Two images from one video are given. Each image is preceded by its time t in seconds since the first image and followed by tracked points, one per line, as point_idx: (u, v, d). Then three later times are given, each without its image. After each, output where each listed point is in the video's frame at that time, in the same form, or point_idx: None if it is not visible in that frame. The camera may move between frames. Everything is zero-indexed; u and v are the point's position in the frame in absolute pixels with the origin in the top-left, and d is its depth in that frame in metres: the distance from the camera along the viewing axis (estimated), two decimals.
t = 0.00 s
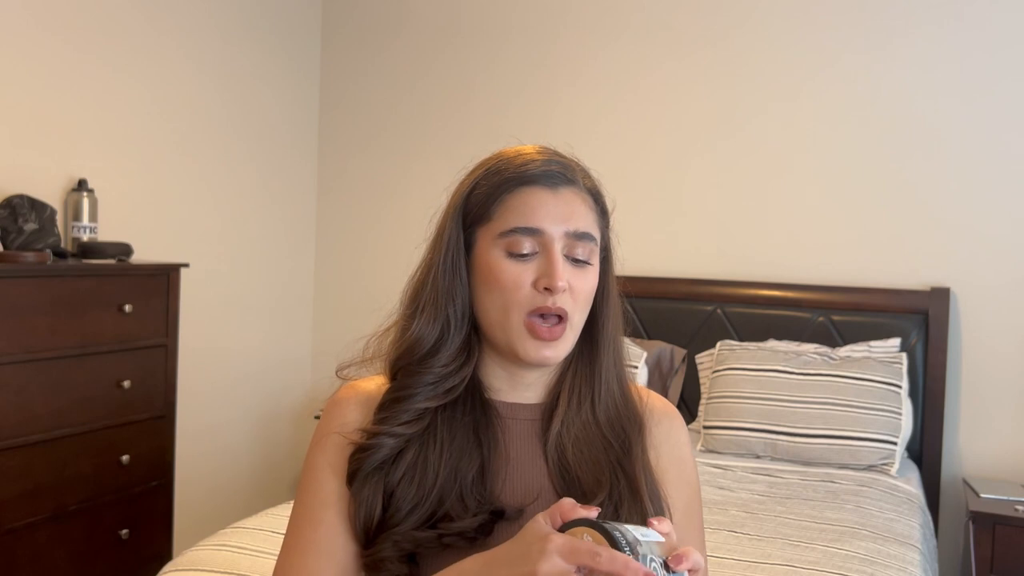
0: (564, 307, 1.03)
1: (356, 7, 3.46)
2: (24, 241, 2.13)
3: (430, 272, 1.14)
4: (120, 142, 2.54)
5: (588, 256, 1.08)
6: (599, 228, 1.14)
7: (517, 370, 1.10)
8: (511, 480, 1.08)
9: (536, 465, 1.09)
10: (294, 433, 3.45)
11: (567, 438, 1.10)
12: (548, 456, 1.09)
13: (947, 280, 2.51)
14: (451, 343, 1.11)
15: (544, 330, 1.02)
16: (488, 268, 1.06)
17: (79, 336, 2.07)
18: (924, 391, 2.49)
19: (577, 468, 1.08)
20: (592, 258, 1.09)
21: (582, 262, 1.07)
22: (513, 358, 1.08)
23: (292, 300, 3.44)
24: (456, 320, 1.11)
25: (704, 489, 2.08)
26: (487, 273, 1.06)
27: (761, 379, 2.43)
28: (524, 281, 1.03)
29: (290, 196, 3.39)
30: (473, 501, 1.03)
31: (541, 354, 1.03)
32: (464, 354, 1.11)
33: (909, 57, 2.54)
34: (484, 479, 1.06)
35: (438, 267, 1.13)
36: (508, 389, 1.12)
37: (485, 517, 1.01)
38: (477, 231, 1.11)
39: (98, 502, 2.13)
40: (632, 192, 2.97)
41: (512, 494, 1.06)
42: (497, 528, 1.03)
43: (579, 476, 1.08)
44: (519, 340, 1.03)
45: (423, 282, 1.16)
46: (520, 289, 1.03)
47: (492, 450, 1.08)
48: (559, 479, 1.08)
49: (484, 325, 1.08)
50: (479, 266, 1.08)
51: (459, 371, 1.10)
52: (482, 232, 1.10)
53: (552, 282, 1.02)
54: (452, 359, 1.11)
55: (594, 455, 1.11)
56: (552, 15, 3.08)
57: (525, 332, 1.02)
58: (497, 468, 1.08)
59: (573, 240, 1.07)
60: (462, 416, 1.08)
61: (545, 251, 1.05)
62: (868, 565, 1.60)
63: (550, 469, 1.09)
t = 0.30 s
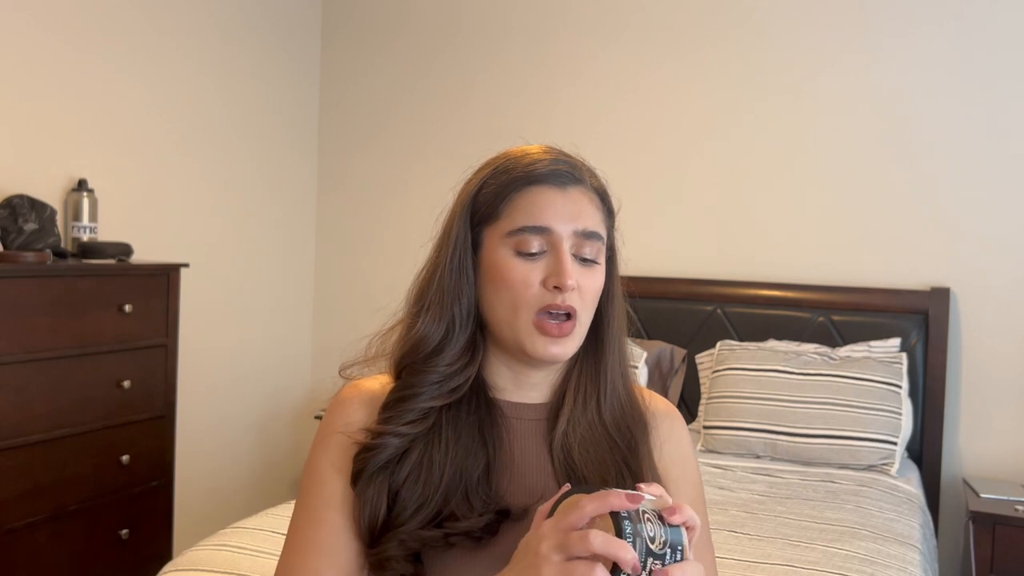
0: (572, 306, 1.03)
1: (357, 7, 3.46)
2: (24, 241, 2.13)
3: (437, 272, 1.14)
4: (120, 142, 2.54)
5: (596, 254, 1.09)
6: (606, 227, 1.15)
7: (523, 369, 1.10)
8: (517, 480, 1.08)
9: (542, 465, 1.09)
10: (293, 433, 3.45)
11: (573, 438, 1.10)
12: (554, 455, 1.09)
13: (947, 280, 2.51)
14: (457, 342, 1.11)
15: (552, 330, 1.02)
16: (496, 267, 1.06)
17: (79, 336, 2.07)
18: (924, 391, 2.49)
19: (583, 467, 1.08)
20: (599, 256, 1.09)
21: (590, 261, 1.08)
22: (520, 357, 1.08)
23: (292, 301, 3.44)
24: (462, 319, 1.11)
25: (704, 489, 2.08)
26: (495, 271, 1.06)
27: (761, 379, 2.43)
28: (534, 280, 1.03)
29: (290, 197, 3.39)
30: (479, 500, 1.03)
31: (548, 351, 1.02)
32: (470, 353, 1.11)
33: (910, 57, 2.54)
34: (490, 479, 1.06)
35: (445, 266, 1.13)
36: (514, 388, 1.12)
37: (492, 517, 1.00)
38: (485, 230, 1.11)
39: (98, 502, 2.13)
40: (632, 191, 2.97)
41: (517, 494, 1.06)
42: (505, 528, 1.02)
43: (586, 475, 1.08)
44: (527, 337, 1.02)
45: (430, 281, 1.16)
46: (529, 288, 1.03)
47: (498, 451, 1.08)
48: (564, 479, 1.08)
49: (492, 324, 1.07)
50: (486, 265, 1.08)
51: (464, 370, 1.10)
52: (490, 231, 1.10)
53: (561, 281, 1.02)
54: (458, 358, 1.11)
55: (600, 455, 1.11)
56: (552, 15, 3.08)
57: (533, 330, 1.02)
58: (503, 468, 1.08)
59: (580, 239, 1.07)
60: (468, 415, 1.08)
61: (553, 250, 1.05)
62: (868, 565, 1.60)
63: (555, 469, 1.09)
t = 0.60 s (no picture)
0: (570, 304, 1.03)
1: (356, 7, 3.46)
2: (24, 241, 2.13)
3: (436, 272, 1.15)
4: (120, 142, 2.54)
5: (593, 252, 1.09)
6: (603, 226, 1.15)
7: (524, 369, 1.10)
8: (516, 481, 1.08)
9: (542, 465, 1.10)
10: (294, 433, 3.46)
11: (574, 438, 1.10)
12: (555, 454, 1.09)
13: (947, 280, 2.51)
14: (456, 341, 1.11)
15: (551, 327, 1.02)
16: (495, 266, 1.07)
17: (79, 336, 2.06)
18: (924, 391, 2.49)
19: (584, 467, 1.08)
20: (597, 254, 1.10)
21: (589, 258, 1.08)
22: (519, 357, 1.08)
23: (292, 301, 3.44)
24: (461, 319, 1.12)
25: (704, 489, 2.08)
26: (493, 270, 1.07)
27: (761, 379, 2.43)
28: (532, 278, 1.03)
29: (290, 197, 3.39)
30: (480, 500, 1.03)
31: (547, 348, 1.02)
32: (469, 352, 1.12)
33: (910, 57, 2.54)
34: (491, 479, 1.06)
35: (443, 266, 1.14)
36: (513, 387, 1.12)
37: (492, 517, 1.01)
38: (483, 230, 1.12)
39: (98, 502, 2.13)
40: (632, 191, 2.97)
41: (517, 495, 1.07)
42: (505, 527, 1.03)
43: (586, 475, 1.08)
44: (525, 336, 1.02)
45: (429, 281, 1.17)
46: (527, 286, 1.03)
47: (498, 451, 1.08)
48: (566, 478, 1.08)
49: (491, 323, 1.07)
50: (484, 264, 1.09)
51: (464, 369, 1.10)
52: (488, 231, 1.11)
53: (558, 279, 1.02)
54: (457, 357, 1.11)
55: (600, 455, 1.11)
56: (552, 15, 3.08)
57: (532, 328, 1.02)
58: (503, 469, 1.08)
59: (578, 236, 1.08)
60: (468, 416, 1.08)
61: (550, 248, 1.05)
62: (868, 565, 1.60)
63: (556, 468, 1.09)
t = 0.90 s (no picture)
0: (571, 297, 1.04)
1: (356, 7, 3.46)
2: (24, 241, 2.12)
3: (431, 272, 1.17)
4: (120, 142, 2.54)
5: (592, 242, 1.11)
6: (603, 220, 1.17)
7: (521, 370, 1.13)
8: (514, 480, 1.08)
9: (541, 464, 1.10)
10: (294, 433, 3.46)
11: (571, 437, 1.11)
12: (552, 454, 1.10)
13: (947, 279, 2.51)
14: (449, 343, 1.14)
15: (551, 322, 1.04)
16: (494, 261, 1.08)
17: (78, 336, 2.06)
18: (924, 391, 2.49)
19: (583, 467, 1.08)
20: (595, 245, 1.11)
21: (588, 249, 1.10)
22: (519, 355, 1.11)
23: (293, 301, 3.45)
24: (454, 320, 1.15)
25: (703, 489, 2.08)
26: (492, 266, 1.08)
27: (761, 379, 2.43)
28: (532, 271, 1.05)
29: (290, 197, 3.38)
30: (473, 501, 1.04)
31: (550, 342, 1.04)
32: (462, 355, 1.14)
33: (909, 57, 2.54)
34: (488, 480, 1.07)
35: (438, 266, 1.16)
36: (511, 386, 1.15)
37: (488, 521, 1.02)
38: (479, 228, 1.14)
39: (98, 502, 2.13)
40: (632, 191, 2.97)
41: (514, 495, 1.07)
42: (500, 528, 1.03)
43: (585, 475, 1.08)
44: (526, 331, 1.04)
45: (425, 281, 1.19)
46: (528, 280, 1.04)
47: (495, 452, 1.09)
48: (563, 477, 1.08)
49: (491, 319, 1.09)
50: (483, 262, 1.10)
51: (456, 372, 1.13)
52: (485, 228, 1.12)
53: (559, 272, 1.04)
54: (450, 359, 1.14)
55: (601, 454, 1.11)
56: (552, 15, 3.08)
57: (533, 323, 1.04)
58: (501, 468, 1.09)
59: (577, 228, 1.09)
60: (463, 419, 1.10)
61: (549, 242, 1.07)
62: (868, 565, 1.60)
63: (554, 468, 1.10)
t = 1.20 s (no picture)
0: (590, 301, 1.05)
1: (356, 7, 3.46)
2: (24, 241, 2.12)
3: (433, 278, 1.17)
4: (120, 142, 2.54)
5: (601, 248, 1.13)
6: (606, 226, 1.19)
7: (516, 373, 1.14)
8: (508, 486, 1.11)
9: (536, 470, 1.13)
10: (294, 433, 3.46)
11: (566, 441, 1.13)
12: (546, 460, 1.12)
13: (948, 279, 2.51)
14: (446, 351, 1.15)
15: (575, 325, 1.04)
16: (512, 266, 1.07)
17: (78, 336, 2.06)
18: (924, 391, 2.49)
19: (576, 472, 1.11)
20: (604, 251, 1.13)
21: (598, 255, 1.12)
22: (527, 357, 1.10)
23: (293, 301, 3.45)
24: (452, 327, 1.15)
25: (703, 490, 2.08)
26: (510, 271, 1.07)
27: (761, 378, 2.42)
28: (553, 276, 1.05)
29: (290, 197, 3.38)
30: (465, 509, 1.06)
31: (571, 346, 1.03)
32: (458, 362, 1.15)
33: (909, 57, 2.54)
34: (482, 487, 1.09)
35: (439, 271, 1.16)
36: (507, 391, 1.16)
37: (479, 537, 1.04)
38: (490, 234, 1.13)
39: (98, 502, 2.13)
40: (633, 191, 2.97)
41: (507, 500, 1.09)
42: (497, 537, 1.06)
43: (579, 479, 1.11)
44: (548, 333, 1.03)
45: (427, 286, 1.19)
46: (550, 284, 1.04)
47: (488, 460, 1.11)
48: (556, 480, 1.11)
49: (503, 325, 1.08)
50: (498, 267, 1.09)
51: (453, 381, 1.14)
52: (498, 234, 1.12)
53: (582, 275, 1.04)
54: (447, 367, 1.15)
55: (594, 460, 1.14)
56: (552, 15, 3.08)
57: (555, 326, 1.03)
58: (495, 475, 1.11)
59: (590, 232, 1.11)
60: (457, 427, 1.12)
61: (567, 246, 1.08)
62: (868, 565, 1.60)
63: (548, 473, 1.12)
